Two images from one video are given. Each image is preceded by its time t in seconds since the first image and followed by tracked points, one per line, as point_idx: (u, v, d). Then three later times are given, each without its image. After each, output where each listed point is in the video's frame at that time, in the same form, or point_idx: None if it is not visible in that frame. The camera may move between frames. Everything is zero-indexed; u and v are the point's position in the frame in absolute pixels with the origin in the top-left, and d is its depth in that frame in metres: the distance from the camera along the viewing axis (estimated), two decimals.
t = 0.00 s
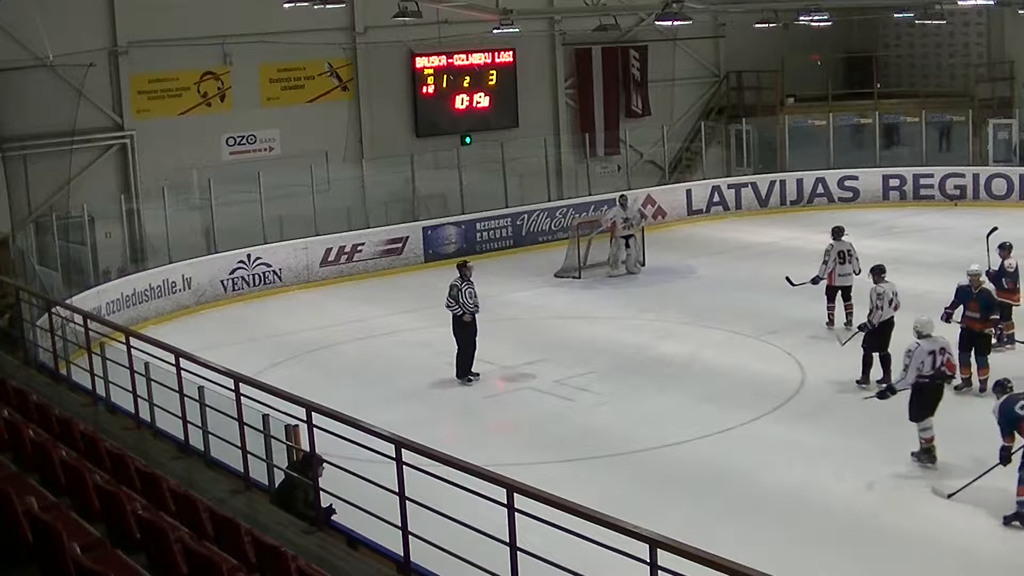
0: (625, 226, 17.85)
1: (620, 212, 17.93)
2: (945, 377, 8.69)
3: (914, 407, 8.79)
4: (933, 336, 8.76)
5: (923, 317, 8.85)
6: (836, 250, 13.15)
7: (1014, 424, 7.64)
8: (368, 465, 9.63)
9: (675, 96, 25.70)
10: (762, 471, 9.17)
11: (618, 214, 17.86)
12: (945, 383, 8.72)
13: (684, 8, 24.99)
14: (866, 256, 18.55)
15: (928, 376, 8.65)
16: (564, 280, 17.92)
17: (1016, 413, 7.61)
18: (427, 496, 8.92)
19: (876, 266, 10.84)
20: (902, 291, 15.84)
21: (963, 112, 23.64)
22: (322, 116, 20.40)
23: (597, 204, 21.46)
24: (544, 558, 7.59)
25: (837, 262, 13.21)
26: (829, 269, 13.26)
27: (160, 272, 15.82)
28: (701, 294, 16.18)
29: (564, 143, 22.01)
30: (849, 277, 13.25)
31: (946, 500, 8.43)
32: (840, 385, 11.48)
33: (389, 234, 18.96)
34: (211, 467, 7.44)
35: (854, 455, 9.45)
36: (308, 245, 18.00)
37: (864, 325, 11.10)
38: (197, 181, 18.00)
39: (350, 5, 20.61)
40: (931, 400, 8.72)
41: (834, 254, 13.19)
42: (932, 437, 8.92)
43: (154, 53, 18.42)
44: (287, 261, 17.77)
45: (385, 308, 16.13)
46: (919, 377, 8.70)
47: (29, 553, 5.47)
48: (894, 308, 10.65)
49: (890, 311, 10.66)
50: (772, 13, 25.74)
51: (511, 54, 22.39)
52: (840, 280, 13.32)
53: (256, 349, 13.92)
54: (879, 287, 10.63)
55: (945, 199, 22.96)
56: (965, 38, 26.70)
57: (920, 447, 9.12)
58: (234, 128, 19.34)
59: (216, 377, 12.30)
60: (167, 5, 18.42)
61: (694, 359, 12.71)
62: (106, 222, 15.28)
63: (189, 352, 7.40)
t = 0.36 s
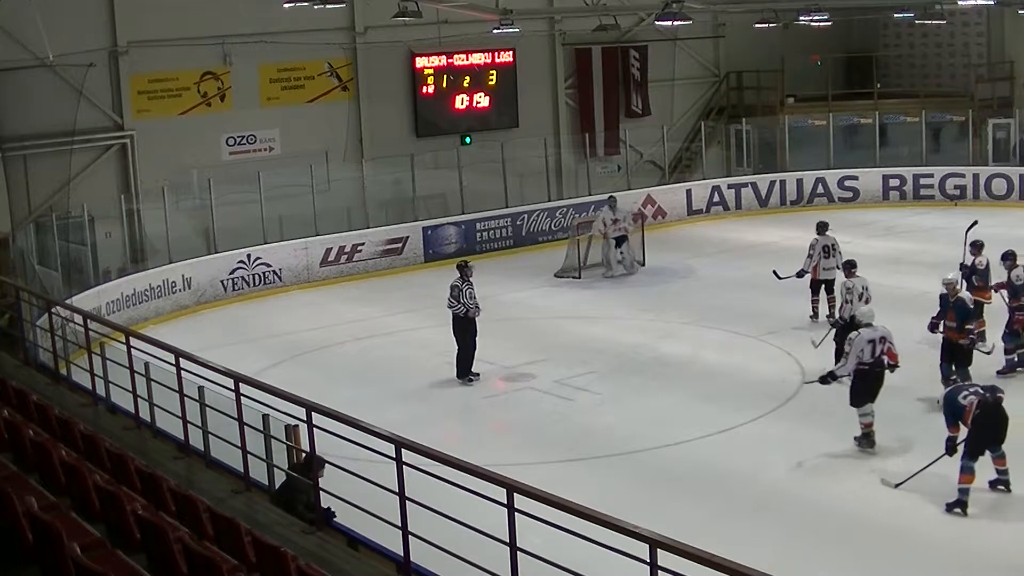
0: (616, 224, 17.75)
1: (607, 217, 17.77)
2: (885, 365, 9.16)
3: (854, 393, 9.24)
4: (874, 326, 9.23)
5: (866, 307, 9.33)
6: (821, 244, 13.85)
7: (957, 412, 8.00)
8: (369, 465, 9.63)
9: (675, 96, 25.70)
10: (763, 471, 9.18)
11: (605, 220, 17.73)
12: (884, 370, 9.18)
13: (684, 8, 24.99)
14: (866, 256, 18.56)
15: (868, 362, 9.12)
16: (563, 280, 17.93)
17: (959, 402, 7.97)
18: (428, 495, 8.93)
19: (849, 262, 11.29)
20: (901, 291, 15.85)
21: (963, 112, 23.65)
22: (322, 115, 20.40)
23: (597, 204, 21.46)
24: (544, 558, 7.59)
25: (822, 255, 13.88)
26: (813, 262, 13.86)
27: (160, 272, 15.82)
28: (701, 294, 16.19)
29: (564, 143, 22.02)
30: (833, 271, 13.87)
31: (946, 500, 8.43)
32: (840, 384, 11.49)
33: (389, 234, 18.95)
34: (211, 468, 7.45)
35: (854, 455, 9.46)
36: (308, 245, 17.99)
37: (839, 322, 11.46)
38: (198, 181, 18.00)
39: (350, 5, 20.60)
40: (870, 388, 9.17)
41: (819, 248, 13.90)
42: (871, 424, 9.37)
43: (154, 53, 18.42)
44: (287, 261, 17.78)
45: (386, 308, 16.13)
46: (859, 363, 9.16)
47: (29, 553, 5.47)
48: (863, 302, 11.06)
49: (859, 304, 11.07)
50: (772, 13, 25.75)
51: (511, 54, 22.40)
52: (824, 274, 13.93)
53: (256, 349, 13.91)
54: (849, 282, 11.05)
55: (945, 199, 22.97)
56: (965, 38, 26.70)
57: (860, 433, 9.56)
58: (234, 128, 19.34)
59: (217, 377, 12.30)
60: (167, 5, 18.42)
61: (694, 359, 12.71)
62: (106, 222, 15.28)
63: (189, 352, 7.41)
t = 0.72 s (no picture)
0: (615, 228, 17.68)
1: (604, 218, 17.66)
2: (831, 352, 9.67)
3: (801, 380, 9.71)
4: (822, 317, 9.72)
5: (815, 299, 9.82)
6: (806, 239, 14.00)
7: (910, 404, 8.23)
8: (369, 465, 9.63)
9: (675, 96, 25.71)
10: (762, 471, 9.18)
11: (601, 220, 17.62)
12: (831, 359, 9.68)
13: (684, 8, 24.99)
14: (866, 256, 18.57)
15: (814, 351, 9.62)
16: (563, 280, 17.93)
17: (912, 394, 8.20)
18: (428, 495, 8.93)
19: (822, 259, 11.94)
20: (901, 292, 15.85)
21: (963, 112, 23.66)
22: (322, 116, 20.40)
23: (597, 204, 21.46)
24: (544, 558, 7.60)
25: (807, 250, 14.06)
26: (799, 256, 14.09)
27: (160, 272, 15.82)
28: (701, 294, 16.19)
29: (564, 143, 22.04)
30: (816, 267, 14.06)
31: (945, 501, 8.43)
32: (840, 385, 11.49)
33: (389, 234, 18.96)
34: (211, 468, 7.46)
35: (854, 455, 9.46)
36: (308, 245, 18.00)
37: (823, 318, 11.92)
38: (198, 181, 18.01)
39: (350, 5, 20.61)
40: (818, 375, 9.64)
41: (804, 243, 14.06)
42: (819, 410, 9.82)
43: (154, 53, 18.42)
44: (287, 261, 17.78)
45: (386, 308, 16.14)
46: (805, 351, 9.65)
47: (29, 553, 5.48)
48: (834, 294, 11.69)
49: (830, 298, 11.66)
50: (772, 14, 25.75)
51: (511, 54, 22.41)
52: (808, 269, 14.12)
53: (257, 350, 13.92)
54: (821, 276, 11.64)
55: (945, 199, 22.96)
56: (965, 38, 26.71)
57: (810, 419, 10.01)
58: (234, 129, 19.34)
59: (217, 377, 12.31)
60: (167, 5, 18.42)
61: (693, 359, 12.71)
62: (106, 222, 15.28)
63: (189, 352, 7.41)
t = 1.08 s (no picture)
0: (616, 232, 17.41)
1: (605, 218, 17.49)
2: (784, 341, 9.97)
3: (756, 368, 10.06)
4: (775, 306, 10.04)
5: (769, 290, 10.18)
6: (791, 235, 13.80)
7: (868, 395, 8.52)
8: (369, 464, 9.64)
9: (675, 96, 25.71)
10: (762, 471, 9.18)
11: (602, 220, 17.46)
12: (784, 346, 9.99)
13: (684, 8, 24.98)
14: (866, 256, 18.56)
15: (768, 339, 9.95)
16: (564, 280, 17.93)
17: (870, 385, 8.49)
18: (428, 495, 8.93)
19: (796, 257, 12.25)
20: (901, 292, 15.85)
21: (962, 112, 23.66)
22: (322, 116, 20.40)
23: (597, 204, 21.46)
24: (544, 558, 7.59)
25: (792, 246, 13.88)
26: (785, 252, 13.91)
27: (160, 272, 15.81)
28: (701, 294, 16.19)
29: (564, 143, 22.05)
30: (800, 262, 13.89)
31: (945, 500, 8.44)
32: (839, 384, 11.50)
33: (389, 234, 18.95)
34: (211, 468, 7.46)
35: (855, 455, 9.45)
36: (308, 245, 17.99)
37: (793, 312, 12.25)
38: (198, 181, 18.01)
39: (350, 5, 20.61)
40: (773, 362, 9.97)
41: (789, 240, 13.85)
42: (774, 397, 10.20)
43: (154, 53, 18.42)
44: (287, 261, 17.77)
45: (386, 308, 16.13)
46: (760, 340, 10.00)
47: (29, 553, 5.48)
48: (810, 291, 11.98)
49: (806, 293, 11.98)
50: (772, 14, 25.75)
51: (511, 54, 22.41)
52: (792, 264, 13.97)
53: (257, 349, 13.92)
54: (796, 272, 11.93)
55: (945, 199, 22.96)
56: (965, 38, 26.71)
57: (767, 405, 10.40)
58: (234, 128, 19.34)
59: (217, 377, 12.31)
60: (167, 5, 18.41)
61: (694, 359, 12.71)
62: (106, 222, 15.28)
63: (189, 352, 7.41)
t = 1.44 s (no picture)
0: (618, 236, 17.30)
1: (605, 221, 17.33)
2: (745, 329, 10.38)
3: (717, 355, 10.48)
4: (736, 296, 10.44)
5: (731, 280, 10.60)
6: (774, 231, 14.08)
7: (835, 388, 8.92)
8: (369, 464, 9.64)
9: (675, 96, 25.71)
10: (763, 471, 9.18)
11: (602, 223, 17.32)
12: (744, 335, 10.39)
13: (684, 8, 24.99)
14: (866, 256, 18.56)
15: (728, 328, 10.36)
16: (564, 280, 17.93)
17: (838, 378, 8.92)
18: (428, 496, 8.93)
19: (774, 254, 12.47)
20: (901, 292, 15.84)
21: (962, 112, 23.67)
22: (322, 116, 20.40)
23: (597, 204, 21.45)
24: (544, 559, 7.60)
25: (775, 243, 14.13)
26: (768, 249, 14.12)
27: (160, 272, 15.82)
28: (701, 294, 16.19)
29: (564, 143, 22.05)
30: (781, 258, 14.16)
31: (946, 500, 8.44)
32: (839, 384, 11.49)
33: (389, 234, 18.96)
34: (210, 468, 7.46)
35: (856, 455, 9.45)
36: (308, 245, 17.99)
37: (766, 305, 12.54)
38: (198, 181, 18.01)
39: (350, 5, 20.61)
40: (733, 351, 10.40)
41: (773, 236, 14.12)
42: (735, 385, 10.63)
43: (154, 53, 18.42)
44: (287, 261, 17.77)
45: (386, 308, 16.13)
46: (720, 329, 10.41)
47: (30, 553, 5.48)
48: (791, 285, 12.16)
49: (784, 288, 12.17)
50: (772, 14, 25.75)
51: (511, 54, 22.42)
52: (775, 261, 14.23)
53: (257, 349, 13.92)
54: (775, 267, 12.10)
55: (945, 199, 22.96)
56: (965, 38, 26.71)
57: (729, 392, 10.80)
58: (234, 129, 19.34)
59: (217, 377, 12.32)
60: (167, 5, 18.42)
61: (694, 359, 12.71)
62: (106, 222, 15.28)
63: (189, 352, 7.41)
